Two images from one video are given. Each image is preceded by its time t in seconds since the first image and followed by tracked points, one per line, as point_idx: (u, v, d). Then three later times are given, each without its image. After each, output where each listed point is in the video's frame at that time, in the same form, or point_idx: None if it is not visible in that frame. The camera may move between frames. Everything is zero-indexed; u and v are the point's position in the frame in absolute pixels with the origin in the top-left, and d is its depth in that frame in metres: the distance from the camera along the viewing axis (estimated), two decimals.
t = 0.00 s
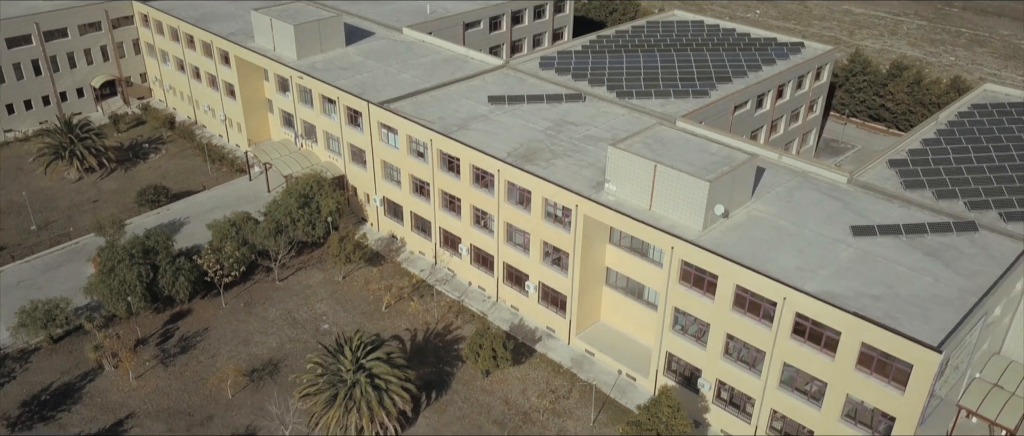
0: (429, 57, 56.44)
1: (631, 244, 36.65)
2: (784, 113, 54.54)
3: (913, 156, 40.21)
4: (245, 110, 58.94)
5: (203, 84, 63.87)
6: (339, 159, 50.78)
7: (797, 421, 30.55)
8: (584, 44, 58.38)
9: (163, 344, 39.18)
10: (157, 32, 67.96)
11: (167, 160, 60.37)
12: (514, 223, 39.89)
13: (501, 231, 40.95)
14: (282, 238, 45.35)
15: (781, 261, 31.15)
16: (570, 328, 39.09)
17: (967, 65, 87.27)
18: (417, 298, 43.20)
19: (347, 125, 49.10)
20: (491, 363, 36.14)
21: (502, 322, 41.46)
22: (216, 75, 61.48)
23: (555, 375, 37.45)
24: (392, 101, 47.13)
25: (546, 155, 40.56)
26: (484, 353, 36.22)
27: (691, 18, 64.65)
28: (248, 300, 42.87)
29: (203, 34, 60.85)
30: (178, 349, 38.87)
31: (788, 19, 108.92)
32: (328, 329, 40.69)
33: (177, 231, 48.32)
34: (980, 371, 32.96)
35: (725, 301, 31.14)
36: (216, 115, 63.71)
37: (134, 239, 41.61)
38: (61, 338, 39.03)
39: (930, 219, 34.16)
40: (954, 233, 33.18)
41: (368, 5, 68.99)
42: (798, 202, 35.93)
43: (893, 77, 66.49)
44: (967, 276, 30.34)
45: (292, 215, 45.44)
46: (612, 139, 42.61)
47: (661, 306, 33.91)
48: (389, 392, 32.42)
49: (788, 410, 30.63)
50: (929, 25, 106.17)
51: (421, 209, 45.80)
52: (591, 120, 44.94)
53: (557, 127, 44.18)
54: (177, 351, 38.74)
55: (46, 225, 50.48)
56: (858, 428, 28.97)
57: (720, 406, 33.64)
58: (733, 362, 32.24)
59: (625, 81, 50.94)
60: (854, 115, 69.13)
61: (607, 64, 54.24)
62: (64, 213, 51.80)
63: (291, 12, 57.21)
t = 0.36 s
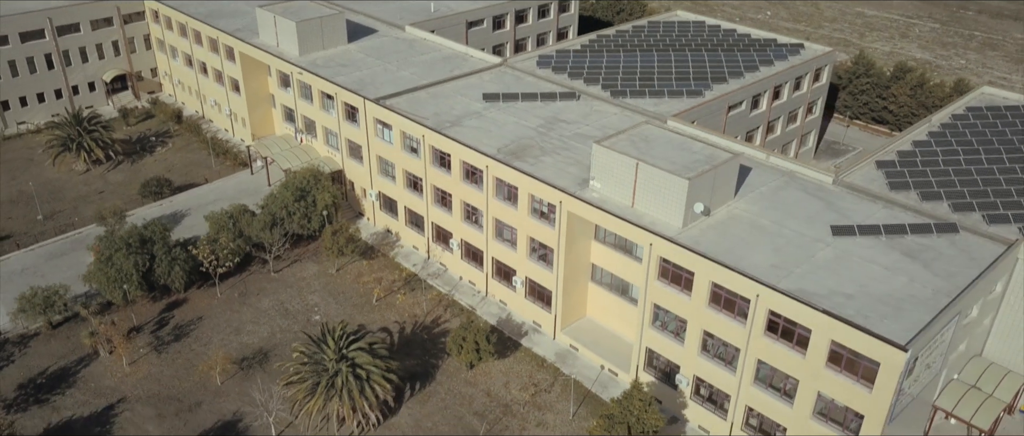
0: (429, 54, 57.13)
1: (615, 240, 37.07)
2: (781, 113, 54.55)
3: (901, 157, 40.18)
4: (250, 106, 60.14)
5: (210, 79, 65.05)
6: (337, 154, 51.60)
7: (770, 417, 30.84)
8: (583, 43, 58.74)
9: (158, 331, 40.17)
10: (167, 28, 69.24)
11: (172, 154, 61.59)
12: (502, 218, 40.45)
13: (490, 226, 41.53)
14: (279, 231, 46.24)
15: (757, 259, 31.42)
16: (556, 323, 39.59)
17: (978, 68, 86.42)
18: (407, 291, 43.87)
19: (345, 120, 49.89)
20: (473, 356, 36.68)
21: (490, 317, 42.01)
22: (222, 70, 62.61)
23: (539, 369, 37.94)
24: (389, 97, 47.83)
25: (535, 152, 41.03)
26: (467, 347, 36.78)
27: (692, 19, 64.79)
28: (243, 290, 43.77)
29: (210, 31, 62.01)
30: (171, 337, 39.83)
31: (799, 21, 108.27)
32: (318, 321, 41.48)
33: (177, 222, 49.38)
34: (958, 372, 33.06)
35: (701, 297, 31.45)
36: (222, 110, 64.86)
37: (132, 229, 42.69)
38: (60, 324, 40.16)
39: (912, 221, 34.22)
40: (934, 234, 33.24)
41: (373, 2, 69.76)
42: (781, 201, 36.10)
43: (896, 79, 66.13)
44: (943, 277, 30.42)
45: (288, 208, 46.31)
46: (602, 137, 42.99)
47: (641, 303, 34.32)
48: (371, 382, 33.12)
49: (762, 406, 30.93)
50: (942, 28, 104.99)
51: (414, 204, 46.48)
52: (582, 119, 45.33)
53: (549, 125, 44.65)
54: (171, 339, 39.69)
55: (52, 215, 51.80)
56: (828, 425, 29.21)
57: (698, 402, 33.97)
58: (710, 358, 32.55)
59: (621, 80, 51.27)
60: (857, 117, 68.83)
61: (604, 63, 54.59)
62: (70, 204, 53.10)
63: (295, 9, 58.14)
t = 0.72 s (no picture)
0: (429, 53, 57.83)
1: (598, 237, 37.54)
2: (777, 114, 54.65)
3: (889, 159, 40.26)
4: (254, 102, 61.27)
5: (216, 75, 66.20)
6: (335, 149, 52.44)
7: (743, 413, 31.16)
8: (582, 43, 59.16)
9: (153, 320, 41.16)
10: (175, 24, 70.52)
11: (178, 148, 62.81)
12: (489, 214, 41.05)
13: (478, 222, 42.13)
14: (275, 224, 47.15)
15: (733, 256, 31.75)
16: (541, 318, 40.10)
17: (986, 72, 85.68)
18: (398, 285, 44.56)
19: (342, 116, 50.71)
20: (457, 349, 37.27)
21: (478, 311, 42.59)
22: (227, 66, 63.71)
23: (522, 364, 38.46)
24: (384, 94, 48.56)
25: (524, 150, 41.57)
26: (450, 339, 37.39)
27: (693, 20, 64.98)
28: (237, 281, 44.70)
29: (216, 27, 63.13)
30: (166, 325, 40.79)
31: (809, 22, 107.69)
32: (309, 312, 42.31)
33: (178, 214, 50.47)
34: (935, 372, 33.19)
35: (676, 294, 31.85)
36: (227, 105, 66.00)
37: (130, 220, 43.76)
38: (59, 311, 41.26)
39: (892, 221, 34.40)
40: (913, 235, 33.42)
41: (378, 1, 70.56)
42: (763, 201, 36.37)
43: (898, 82, 65.91)
44: (918, 277, 30.56)
45: (284, 201, 47.20)
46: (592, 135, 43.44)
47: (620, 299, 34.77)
48: (353, 372, 33.82)
49: (736, 402, 31.26)
50: (954, 31, 103.98)
51: (407, 199, 47.18)
52: (574, 117, 45.80)
53: (540, 123, 45.15)
54: (165, 327, 40.64)
55: (57, 205, 53.12)
56: (799, 421, 29.50)
57: (676, 398, 34.34)
58: (686, 354, 32.90)
59: (616, 79, 51.65)
60: (859, 119, 68.60)
61: (600, 62, 54.99)
62: (75, 195, 54.39)
63: (298, 7, 59.06)
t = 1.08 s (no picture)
0: (428, 50, 58.52)
1: (582, 234, 38.03)
2: (773, 115, 54.77)
3: (875, 160, 40.36)
4: (257, 98, 62.34)
5: (222, 71, 67.31)
6: (333, 145, 53.28)
7: (717, 409, 31.55)
8: (580, 42, 59.57)
9: (148, 309, 42.15)
10: (183, 20, 71.73)
11: (182, 142, 63.98)
12: (478, 209, 41.66)
13: (467, 217, 42.75)
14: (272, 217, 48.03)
15: (710, 254, 32.06)
16: (526, 313, 40.64)
17: (994, 75, 84.99)
18: (389, 278, 45.26)
19: (339, 112, 51.54)
20: (441, 342, 37.90)
21: (466, 306, 43.17)
22: (232, 62, 64.79)
23: (506, 358, 39.00)
24: (380, 91, 49.28)
25: (513, 147, 42.09)
26: (434, 332, 38.01)
27: (693, 20, 65.16)
28: (232, 272, 45.63)
29: (222, 23, 64.21)
30: (160, 314, 41.75)
31: (817, 24, 107.14)
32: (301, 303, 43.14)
33: (178, 206, 51.53)
34: (911, 373, 33.39)
35: (653, 290, 32.30)
36: (232, 100, 67.10)
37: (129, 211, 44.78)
38: (58, 299, 42.40)
39: (872, 222, 34.56)
40: (892, 235, 33.56)
41: None
42: (746, 200, 36.62)
43: (899, 84, 65.72)
44: (893, 277, 30.71)
45: (279, 195, 48.07)
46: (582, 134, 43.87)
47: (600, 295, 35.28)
48: (336, 362, 34.54)
49: (709, 398, 31.64)
50: (965, 34, 103.04)
51: (400, 194, 47.90)
52: (566, 115, 46.26)
53: (531, 120, 45.64)
54: (160, 316, 41.60)
55: (63, 196, 54.43)
56: (769, 418, 29.88)
57: (654, 393, 34.75)
58: (663, 350, 33.30)
59: (610, 78, 52.03)
60: (861, 121, 68.34)
61: (596, 62, 55.38)
62: (81, 187, 55.68)
63: (301, 4, 59.96)
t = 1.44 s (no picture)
0: (428, 48, 59.27)
1: (566, 231, 38.56)
2: (768, 116, 54.85)
3: (863, 161, 40.48)
4: (260, 94, 63.39)
5: (228, 67, 68.44)
6: (331, 141, 54.13)
7: (691, 404, 31.90)
8: (579, 41, 60.02)
9: (144, 298, 43.19)
10: (192, 17, 72.98)
11: (188, 136, 65.19)
12: (466, 205, 42.31)
13: (456, 213, 43.38)
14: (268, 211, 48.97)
15: (687, 252, 32.40)
16: (512, 308, 41.20)
17: (1003, 79, 84.21)
18: (382, 272, 45.99)
19: (337, 108, 52.38)
20: (426, 334, 38.54)
21: (455, 300, 43.80)
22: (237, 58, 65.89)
23: (490, 352, 39.51)
24: (376, 88, 50.02)
25: (502, 144, 42.64)
26: (419, 325, 38.67)
27: (693, 21, 65.40)
28: (228, 264, 46.60)
29: (227, 20, 65.33)
30: (156, 304, 42.76)
31: (826, 25, 106.56)
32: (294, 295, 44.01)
33: (179, 199, 52.65)
34: (888, 373, 33.54)
35: (630, 286, 32.75)
36: (237, 96, 68.22)
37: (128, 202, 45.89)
38: (58, 287, 43.56)
39: (852, 222, 34.76)
40: (871, 235, 33.76)
41: None
42: (728, 199, 36.90)
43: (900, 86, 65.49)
44: (867, 277, 30.93)
45: (275, 189, 48.97)
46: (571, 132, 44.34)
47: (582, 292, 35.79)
48: (320, 352, 35.31)
49: (684, 394, 31.98)
50: (977, 37, 102.04)
51: (394, 190, 48.63)
52: (557, 114, 46.73)
53: (523, 118, 46.16)
54: (155, 305, 42.61)
55: (69, 188, 55.77)
56: (739, 414, 30.11)
57: (632, 389, 35.12)
58: (640, 346, 33.69)
59: (605, 78, 52.45)
60: (862, 123, 68.06)
61: (593, 61, 55.80)
62: (86, 179, 57.00)
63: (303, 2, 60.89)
